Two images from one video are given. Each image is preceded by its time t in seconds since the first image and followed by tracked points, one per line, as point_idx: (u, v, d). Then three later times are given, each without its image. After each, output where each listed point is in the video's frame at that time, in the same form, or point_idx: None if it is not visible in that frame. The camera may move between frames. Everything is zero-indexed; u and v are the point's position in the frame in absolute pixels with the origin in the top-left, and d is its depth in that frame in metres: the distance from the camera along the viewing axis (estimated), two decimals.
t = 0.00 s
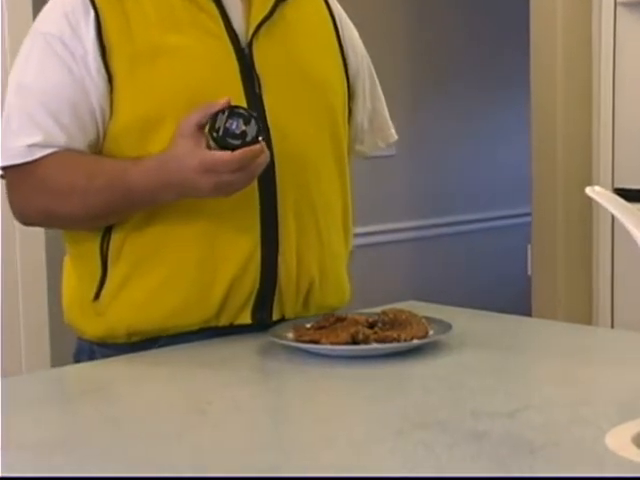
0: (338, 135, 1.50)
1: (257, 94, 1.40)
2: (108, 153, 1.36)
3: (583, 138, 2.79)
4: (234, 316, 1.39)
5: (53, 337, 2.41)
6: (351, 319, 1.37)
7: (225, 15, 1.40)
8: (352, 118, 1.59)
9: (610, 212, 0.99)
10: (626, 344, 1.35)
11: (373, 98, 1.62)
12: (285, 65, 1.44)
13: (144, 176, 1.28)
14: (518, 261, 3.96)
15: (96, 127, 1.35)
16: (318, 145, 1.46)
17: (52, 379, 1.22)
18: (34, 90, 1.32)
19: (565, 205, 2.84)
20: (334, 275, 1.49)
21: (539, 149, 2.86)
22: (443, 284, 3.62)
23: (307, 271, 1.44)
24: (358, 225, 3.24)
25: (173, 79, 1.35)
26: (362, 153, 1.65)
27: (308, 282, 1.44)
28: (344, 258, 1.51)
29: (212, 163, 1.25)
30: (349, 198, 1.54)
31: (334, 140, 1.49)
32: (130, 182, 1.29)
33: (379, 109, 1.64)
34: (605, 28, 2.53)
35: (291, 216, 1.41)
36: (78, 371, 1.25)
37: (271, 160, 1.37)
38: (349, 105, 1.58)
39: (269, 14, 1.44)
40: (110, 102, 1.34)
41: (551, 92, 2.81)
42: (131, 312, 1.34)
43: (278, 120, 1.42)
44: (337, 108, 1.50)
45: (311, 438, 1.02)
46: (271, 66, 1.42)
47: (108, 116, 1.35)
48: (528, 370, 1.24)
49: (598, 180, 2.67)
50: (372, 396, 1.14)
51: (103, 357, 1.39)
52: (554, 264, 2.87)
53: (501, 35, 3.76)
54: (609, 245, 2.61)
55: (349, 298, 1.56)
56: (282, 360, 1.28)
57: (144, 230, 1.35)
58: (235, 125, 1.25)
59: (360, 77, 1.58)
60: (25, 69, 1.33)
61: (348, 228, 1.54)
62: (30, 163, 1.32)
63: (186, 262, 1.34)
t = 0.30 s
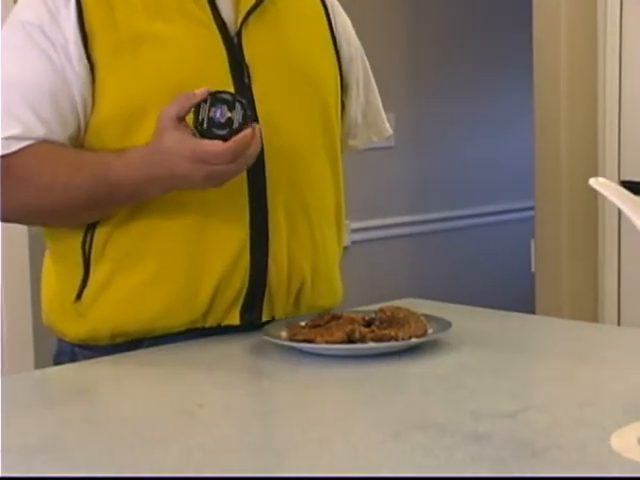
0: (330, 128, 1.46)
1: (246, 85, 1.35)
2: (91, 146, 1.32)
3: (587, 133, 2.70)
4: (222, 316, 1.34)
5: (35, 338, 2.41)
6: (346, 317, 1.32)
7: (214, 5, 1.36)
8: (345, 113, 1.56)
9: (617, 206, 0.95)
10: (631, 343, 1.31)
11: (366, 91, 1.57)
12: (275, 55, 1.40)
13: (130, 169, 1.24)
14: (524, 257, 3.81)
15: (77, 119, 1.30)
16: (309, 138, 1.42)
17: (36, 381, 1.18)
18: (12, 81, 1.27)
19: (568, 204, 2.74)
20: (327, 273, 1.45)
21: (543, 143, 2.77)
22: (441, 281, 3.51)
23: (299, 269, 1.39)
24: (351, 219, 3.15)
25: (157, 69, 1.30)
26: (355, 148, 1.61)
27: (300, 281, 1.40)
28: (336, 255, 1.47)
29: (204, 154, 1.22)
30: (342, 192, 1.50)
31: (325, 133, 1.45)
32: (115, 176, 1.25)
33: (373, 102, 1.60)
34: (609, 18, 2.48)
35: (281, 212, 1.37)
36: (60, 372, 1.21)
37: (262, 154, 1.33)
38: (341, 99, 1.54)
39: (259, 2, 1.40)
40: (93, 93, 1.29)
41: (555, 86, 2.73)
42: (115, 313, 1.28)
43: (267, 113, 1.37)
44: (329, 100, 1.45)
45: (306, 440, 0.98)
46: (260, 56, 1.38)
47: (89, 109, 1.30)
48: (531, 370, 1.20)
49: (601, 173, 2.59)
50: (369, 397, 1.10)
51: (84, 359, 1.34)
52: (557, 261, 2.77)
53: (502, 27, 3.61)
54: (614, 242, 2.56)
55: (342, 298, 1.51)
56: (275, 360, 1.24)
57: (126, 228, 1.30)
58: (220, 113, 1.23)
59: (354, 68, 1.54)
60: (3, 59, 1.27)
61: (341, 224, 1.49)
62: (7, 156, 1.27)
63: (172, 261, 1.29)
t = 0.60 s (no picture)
0: (326, 120, 1.42)
1: (239, 72, 1.31)
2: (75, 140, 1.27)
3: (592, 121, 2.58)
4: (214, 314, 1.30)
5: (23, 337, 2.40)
6: (343, 312, 1.28)
7: None
8: (341, 97, 1.51)
9: (624, 197, 0.90)
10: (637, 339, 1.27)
11: (363, 75, 1.53)
12: (269, 40, 1.35)
13: (120, 163, 1.20)
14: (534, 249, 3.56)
15: (55, 113, 1.25)
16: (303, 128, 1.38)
17: (20, 379, 1.13)
18: None
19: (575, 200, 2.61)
20: (322, 268, 1.41)
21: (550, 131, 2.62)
22: (446, 275, 3.22)
23: (294, 263, 1.35)
24: (348, 211, 2.86)
25: (143, 58, 1.25)
26: (353, 135, 1.56)
27: (295, 276, 1.36)
28: (333, 249, 1.43)
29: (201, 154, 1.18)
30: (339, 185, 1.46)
31: (320, 123, 1.41)
32: (99, 166, 1.20)
33: (371, 87, 1.55)
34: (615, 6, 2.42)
35: (275, 204, 1.33)
36: (42, 371, 1.17)
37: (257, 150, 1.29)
38: (338, 85, 1.49)
39: None
40: (75, 85, 1.24)
41: (564, 69, 2.57)
42: (102, 310, 1.24)
43: (261, 101, 1.33)
44: (325, 88, 1.41)
45: (300, 439, 0.94)
46: (254, 44, 1.34)
47: (70, 101, 1.25)
48: (534, 367, 1.16)
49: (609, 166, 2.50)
50: (365, 395, 1.06)
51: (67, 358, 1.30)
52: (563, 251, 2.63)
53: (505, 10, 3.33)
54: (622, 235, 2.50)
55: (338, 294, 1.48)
56: (269, 357, 1.20)
57: (114, 222, 1.25)
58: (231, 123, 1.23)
59: (351, 52, 1.49)
60: None
61: (337, 217, 1.45)
62: None
63: (160, 259, 1.25)
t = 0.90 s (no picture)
0: (322, 109, 1.38)
1: (231, 58, 1.27)
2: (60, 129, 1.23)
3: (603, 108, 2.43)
4: (204, 310, 1.27)
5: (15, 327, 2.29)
6: (339, 306, 1.24)
7: None
8: (340, 83, 1.47)
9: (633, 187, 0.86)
10: None
11: (363, 58, 1.49)
12: (263, 25, 1.31)
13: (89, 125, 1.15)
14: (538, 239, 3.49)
15: (44, 98, 1.21)
16: (299, 117, 1.34)
17: (6, 376, 1.09)
18: None
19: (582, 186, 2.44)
20: (319, 261, 1.37)
21: (555, 118, 2.46)
22: (447, 265, 3.17)
23: (288, 255, 1.31)
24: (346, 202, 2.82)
25: (131, 46, 1.22)
26: (352, 123, 1.52)
27: (291, 269, 1.32)
28: (329, 242, 1.39)
29: (146, 103, 1.13)
30: (337, 177, 1.43)
31: (315, 112, 1.37)
32: (80, 137, 1.15)
33: (370, 70, 1.51)
34: None
35: (269, 194, 1.28)
36: (28, 367, 1.13)
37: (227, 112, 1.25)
38: (336, 69, 1.45)
39: None
40: (62, 71, 1.20)
41: (569, 52, 2.42)
42: (87, 306, 1.20)
43: (255, 87, 1.29)
44: (322, 74, 1.37)
45: (295, 438, 0.90)
46: (249, 31, 1.30)
47: (59, 88, 1.21)
48: (536, 365, 1.12)
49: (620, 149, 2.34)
50: (363, 393, 1.02)
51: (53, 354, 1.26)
52: (570, 243, 2.47)
53: None
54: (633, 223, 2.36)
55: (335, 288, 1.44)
56: (263, 353, 1.16)
57: (99, 217, 1.21)
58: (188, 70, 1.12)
59: (349, 34, 1.45)
60: None
61: (335, 208, 1.41)
62: None
63: (149, 253, 1.21)
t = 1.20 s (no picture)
0: (318, 94, 1.34)
1: (223, 41, 1.23)
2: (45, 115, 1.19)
3: (608, 91, 2.25)
4: (196, 302, 1.23)
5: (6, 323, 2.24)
6: (335, 300, 1.21)
7: None
8: (338, 65, 1.43)
9: None
10: None
11: (361, 40, 1.44)
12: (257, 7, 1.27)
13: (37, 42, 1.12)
14: (541, 231, 3.44)
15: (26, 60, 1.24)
16: (294, 102, 1.29)
17: None
18: None
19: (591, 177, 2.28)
20: (314, 252, 1.33)
21: (563, 104, 2.29)
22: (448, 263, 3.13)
23: (283, 246, 1.28)
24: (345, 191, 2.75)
25: (119, 30, 1.19)
26: (351, 108, 1.48)
27: (285, 260, 1.29)
28: (326, 232, 1.35)
29: None
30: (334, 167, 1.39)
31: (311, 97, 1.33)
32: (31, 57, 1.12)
33: (370, 53, 1.47)
34: None
35: (263, 183, 1.24)
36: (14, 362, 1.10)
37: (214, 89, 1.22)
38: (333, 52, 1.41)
39: None
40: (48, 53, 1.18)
41: (575, 39, 2.25)
42: (73, 299, 1.17)
43: (248, 72, 1.25)
44: (318, 58, 1.33)
45: (290, 437, 0.87)
46: (244, 14, 1.25)
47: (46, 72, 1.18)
48: (539, 361, 1.08)
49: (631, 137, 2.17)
50: (360, 390, 0.99)
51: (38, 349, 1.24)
52: (576, 237, 2.31)
53: None
54: None
55: (333, 280, 1.41)
56: (256, 348, 1.13)
57: (86, 206, 1.17)
58: None
59: (347, 15, 1.41)
60: None
61: (332, 196, 1.38)
62: None
63: (136, 246, 1.17)
